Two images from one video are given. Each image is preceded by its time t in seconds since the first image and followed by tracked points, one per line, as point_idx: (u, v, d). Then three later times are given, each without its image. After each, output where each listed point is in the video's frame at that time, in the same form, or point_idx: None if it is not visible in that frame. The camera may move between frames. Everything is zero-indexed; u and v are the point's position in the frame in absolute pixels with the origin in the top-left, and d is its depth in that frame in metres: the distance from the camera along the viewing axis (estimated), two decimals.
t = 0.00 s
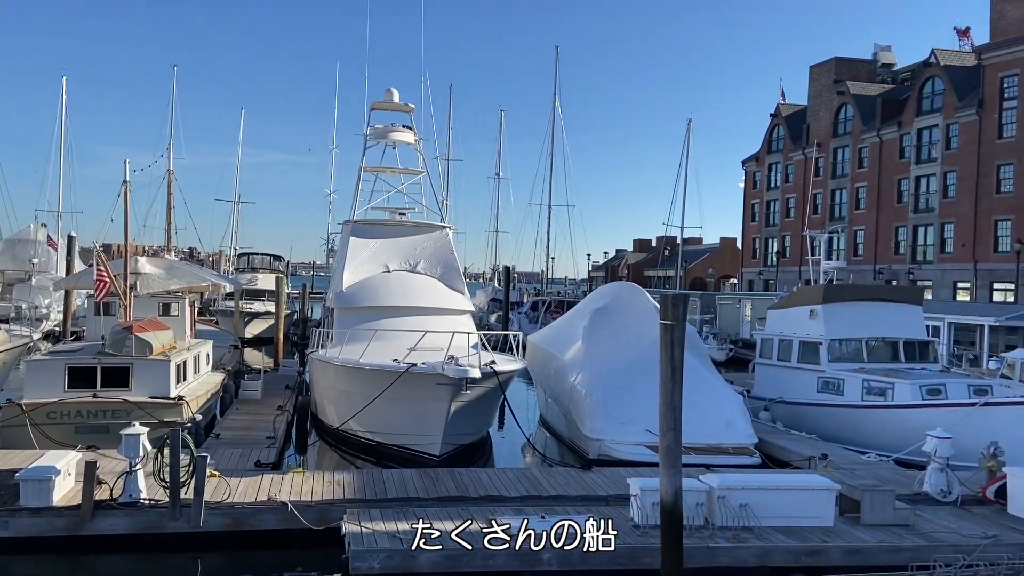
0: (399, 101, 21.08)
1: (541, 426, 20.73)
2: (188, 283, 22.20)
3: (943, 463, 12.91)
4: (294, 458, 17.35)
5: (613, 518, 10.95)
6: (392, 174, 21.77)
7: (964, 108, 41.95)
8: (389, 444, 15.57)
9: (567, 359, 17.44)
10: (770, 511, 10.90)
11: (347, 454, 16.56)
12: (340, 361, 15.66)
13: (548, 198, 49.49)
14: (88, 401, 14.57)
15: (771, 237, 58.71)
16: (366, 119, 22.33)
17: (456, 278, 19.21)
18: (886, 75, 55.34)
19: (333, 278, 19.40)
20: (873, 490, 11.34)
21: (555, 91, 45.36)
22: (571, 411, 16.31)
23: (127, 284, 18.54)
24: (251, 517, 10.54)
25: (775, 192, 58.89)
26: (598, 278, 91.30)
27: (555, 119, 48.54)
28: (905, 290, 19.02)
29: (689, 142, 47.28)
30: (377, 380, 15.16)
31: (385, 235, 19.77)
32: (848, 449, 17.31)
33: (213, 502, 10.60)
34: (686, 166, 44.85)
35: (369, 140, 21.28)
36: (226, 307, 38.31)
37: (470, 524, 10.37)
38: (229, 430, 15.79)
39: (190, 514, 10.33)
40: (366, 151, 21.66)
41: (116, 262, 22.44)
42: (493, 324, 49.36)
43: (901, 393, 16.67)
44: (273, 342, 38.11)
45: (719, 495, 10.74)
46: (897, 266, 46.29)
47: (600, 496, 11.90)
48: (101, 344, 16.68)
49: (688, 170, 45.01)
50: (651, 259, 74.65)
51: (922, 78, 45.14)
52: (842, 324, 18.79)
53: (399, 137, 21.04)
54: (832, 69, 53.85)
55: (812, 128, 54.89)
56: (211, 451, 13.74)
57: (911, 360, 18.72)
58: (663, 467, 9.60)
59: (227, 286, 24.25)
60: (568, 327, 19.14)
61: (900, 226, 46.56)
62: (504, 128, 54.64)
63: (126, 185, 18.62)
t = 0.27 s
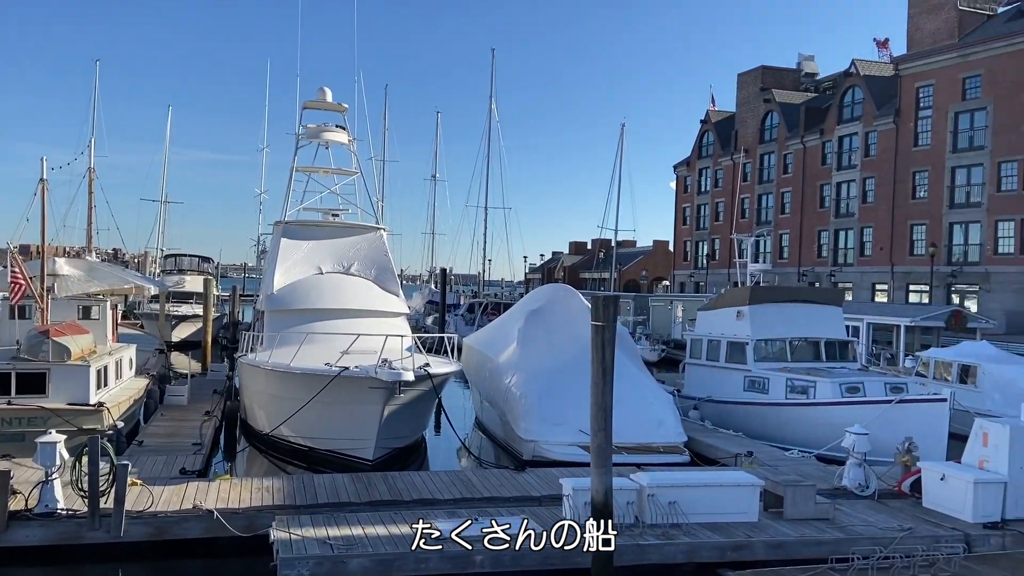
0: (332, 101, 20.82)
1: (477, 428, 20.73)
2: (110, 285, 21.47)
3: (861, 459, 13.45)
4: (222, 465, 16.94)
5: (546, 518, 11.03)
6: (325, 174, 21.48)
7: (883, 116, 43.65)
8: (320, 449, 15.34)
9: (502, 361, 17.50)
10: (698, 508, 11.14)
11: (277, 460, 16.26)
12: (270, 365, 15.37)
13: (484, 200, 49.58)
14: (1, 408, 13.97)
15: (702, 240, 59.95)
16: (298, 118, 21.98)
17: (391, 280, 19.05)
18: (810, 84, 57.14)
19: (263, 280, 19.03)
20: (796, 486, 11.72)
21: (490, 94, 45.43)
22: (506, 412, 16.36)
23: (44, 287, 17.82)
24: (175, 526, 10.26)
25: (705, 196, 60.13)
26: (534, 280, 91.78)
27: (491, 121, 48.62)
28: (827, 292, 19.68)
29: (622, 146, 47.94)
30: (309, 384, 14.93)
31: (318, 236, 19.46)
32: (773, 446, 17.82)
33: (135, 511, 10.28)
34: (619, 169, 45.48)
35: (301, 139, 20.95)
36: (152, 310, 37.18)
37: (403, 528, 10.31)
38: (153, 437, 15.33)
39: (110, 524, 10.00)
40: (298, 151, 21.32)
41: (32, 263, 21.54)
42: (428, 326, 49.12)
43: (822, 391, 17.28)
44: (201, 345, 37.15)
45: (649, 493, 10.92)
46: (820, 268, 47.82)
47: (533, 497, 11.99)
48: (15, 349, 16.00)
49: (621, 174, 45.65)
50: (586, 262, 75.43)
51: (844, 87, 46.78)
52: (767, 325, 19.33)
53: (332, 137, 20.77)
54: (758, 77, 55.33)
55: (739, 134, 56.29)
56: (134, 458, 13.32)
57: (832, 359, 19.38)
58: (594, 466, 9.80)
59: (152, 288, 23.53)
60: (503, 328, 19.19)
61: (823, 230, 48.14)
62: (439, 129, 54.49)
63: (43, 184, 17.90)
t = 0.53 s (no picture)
0: (261, 99, 20.43)
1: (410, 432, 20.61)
2: (25, 287, 20.60)
3: (783, 455, 13.88)
4: (144, 473, 16.44)
5: (478, 520, 11.04)
6: (254, 174, 21.06)
7: (805, 124, 45.11)
8: (248, 456, 15.03)
9: (436, 363, 17.47)
10: (627, 506, 11.34)
11: (203, 467, 15.86)
12: (196, 370, 14.99)
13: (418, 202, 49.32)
14: None
15: (634, 243, 60.86)
16: (226, 116, 21.50)
17: (322, 281, 18.78)
18: (736, 92, 58.64)
19: (189, 282, 18.54)
20: (721, 482, 12.03)
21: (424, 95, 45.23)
22: (439, 415, 16.34)
23: None
24: (93, 536, 9.92)
25: (637, 200, 61.07)
26: (469, 283, 91.74)
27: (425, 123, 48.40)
28: (752, 293, 20.23)
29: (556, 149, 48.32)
30: (236, 389, 14.62)
31: (246, 237, 19.05)
32: (701, 444, 18.24)
33: (50, 522, 9.90)
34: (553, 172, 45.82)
35: (229, 138, 20.50)
36: (71, 313, 35.80)
37: (332, 534, 10.18)
38: (71, 445, 14.78)
39: (23, 535, 9.59)
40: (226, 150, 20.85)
41: None
42: (361, 329, 48.59)
43: (747, 389, 17.78)
44: (123, 350, 35.95)
45: (580, 493, 10.95)
46: (746, 271, 49.08)
47: (465, 499, 11.99)
48: None
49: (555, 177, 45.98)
50: (521, 264, 75.76)
51: (768, 95, 48.17)
52: (695, 325, 19.77)
53: (261, 136, 20.39)
54: (688, 84, 56.50)
55: (670, 139, 57.38)
56: (50, 467, 12.83)
57: (757, 358, 19.94)
58: (525, 467, 9.89)
59: (70, 290, 22.67)
60: (437, 331, 19.14)
61: (749, 234, 49.45)
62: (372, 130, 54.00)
63: None
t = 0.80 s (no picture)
0: (192, 97, 19.96)
1: (346, 437, 20.36)
2: None
3: (715, 454, 14.20)
4: (68, 483, 15.88)
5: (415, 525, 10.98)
6: (184, 173, 20.54)
7: (737, 131, 46.21)
8: (177, 464, 14.65)
9: (372, 367, 17.29)
10: (563, 507, 11.32)
11: (129, 476, 15.37)
12: (122, 376, 14.55)
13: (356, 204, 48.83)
14: None
15: (573, 246, 61.38)
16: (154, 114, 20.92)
17: (255, 285, 18.44)
18: (672, 98, 59.68)
19: (115, 284, 17.97)
20: (655, 482, 12.22)
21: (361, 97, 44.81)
22: (375, 419, 16.20)
23: None
24: (13, 549, 9.56)
25: (575, 204, 61.61)
26: (409, 285, 91.17)
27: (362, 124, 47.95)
28: (686, 296, 20.62)
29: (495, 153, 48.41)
30: (165, 396, 14.24)
31: (176, 238, 18.56)
32: (637, 444, 18.49)
33: None
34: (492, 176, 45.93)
35: (158, 136, 19.96)
36: None
37: (265, 542, 10.00)
38: None
39: None
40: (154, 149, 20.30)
41: None
42: (298, 332, 47.84)
43: (682, 390, 18.12)
44: (47, 355, 34.62)
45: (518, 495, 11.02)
46: (681, 274, 49.98)
47: (401, 504, 11.92)
48: None
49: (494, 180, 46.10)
50: (461, 266, 75.66)
51: (702, 102, 49.19)
52: (631, 327, 20.06)
53: (191, 135, 19.91)
54: (625, 90, 57.27)
55: (608, 144, 58.07)
56: None
57: (692, 360, 20.33)
58: (463, 470, 9.86)
59: None
60: (373, 334, 18.95)
61: (684, 237, 50.35)
62: (309, 130, 53.19)
63: None
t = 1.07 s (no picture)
0: (128, 96, 19.44)
1: (288, 443, 20.03)
2: None
3: (657, 455, 14.38)
4: None
5: (358, 532, 10.85)
6: (120, 174, 19.98)
7: (679, 137, 47.00)
8: (111, 473, 14.22)
9: (314, 372, 17.06)
10: (508, 511, 11.35)
11: (60, 486, 14.87)
12: (52, 383, 14.07)
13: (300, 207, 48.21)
14: None
15: (519, 250, 61.56)
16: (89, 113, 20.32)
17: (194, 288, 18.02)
18: (616, 104, 60.36)
19: (46, 288, 17.37)
20: (600, 483, 12.30)
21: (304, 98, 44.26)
22: (318, 424, 15.99)
23: None
24: None
25: (521, 208, 61.83)
26: (353, 289, 90.28)
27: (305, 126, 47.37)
28: (630, 299, 20.85)
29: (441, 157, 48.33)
30: (98, 402, 13.81)
31: (110, 241, 18.02)
32: (582, 447, 18.61)
33: None
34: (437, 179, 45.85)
35: (92, 136, 19.38)
36: None
37: (202, 552, 9.77)
38: None
39: None
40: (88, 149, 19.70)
41: None
42: (239, 337, 46.97)
43: (625, 392, 18.31)
44: None
45: (462, 499, 11.05)
46: (625, 277, 50.57)
47: (343, 511, 11.77)
48: None
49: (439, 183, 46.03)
50: (407, 270, 75.26)
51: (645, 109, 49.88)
52: (576, 331, 20.20)
53: (128, 135, 19.39)
54: (570, 95, 57.71)
55: (553, 148, 58.44)
56: None
57: (636, 362, 20.55)
58: (406, 475, 9.80)
59: None
60: (316, 339, 18.69)
61: (629, 242, 50.95)
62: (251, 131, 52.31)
63: None
